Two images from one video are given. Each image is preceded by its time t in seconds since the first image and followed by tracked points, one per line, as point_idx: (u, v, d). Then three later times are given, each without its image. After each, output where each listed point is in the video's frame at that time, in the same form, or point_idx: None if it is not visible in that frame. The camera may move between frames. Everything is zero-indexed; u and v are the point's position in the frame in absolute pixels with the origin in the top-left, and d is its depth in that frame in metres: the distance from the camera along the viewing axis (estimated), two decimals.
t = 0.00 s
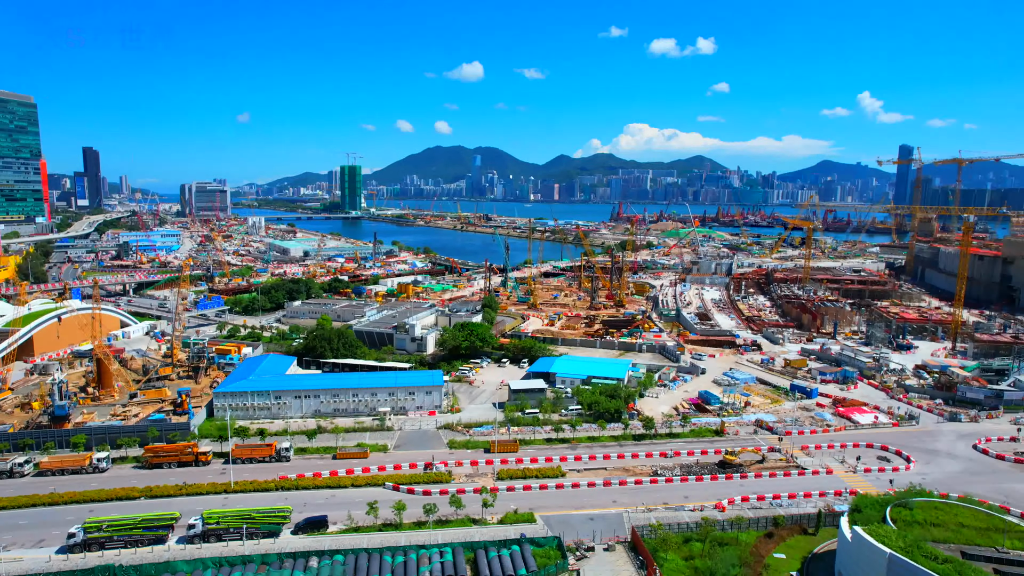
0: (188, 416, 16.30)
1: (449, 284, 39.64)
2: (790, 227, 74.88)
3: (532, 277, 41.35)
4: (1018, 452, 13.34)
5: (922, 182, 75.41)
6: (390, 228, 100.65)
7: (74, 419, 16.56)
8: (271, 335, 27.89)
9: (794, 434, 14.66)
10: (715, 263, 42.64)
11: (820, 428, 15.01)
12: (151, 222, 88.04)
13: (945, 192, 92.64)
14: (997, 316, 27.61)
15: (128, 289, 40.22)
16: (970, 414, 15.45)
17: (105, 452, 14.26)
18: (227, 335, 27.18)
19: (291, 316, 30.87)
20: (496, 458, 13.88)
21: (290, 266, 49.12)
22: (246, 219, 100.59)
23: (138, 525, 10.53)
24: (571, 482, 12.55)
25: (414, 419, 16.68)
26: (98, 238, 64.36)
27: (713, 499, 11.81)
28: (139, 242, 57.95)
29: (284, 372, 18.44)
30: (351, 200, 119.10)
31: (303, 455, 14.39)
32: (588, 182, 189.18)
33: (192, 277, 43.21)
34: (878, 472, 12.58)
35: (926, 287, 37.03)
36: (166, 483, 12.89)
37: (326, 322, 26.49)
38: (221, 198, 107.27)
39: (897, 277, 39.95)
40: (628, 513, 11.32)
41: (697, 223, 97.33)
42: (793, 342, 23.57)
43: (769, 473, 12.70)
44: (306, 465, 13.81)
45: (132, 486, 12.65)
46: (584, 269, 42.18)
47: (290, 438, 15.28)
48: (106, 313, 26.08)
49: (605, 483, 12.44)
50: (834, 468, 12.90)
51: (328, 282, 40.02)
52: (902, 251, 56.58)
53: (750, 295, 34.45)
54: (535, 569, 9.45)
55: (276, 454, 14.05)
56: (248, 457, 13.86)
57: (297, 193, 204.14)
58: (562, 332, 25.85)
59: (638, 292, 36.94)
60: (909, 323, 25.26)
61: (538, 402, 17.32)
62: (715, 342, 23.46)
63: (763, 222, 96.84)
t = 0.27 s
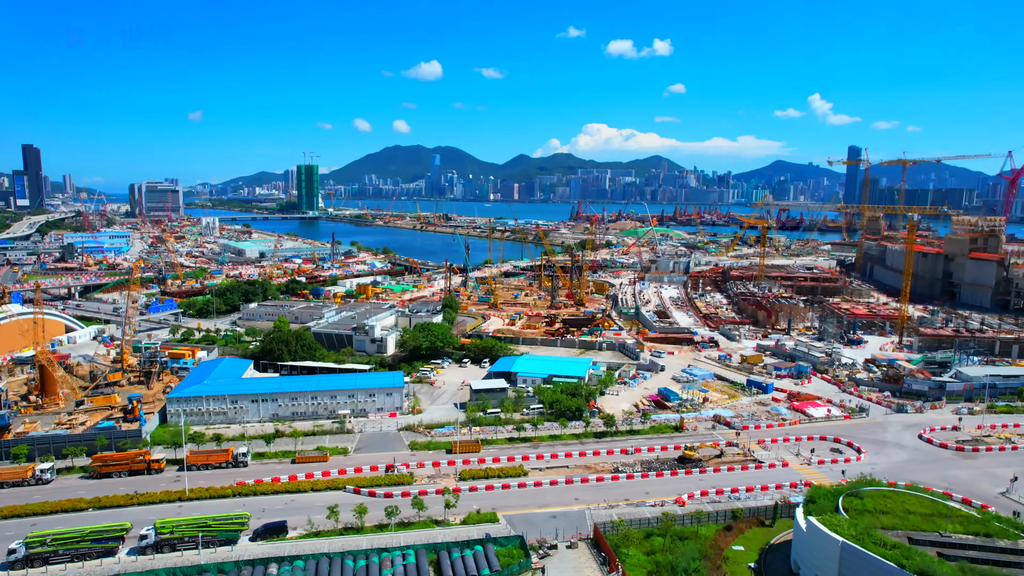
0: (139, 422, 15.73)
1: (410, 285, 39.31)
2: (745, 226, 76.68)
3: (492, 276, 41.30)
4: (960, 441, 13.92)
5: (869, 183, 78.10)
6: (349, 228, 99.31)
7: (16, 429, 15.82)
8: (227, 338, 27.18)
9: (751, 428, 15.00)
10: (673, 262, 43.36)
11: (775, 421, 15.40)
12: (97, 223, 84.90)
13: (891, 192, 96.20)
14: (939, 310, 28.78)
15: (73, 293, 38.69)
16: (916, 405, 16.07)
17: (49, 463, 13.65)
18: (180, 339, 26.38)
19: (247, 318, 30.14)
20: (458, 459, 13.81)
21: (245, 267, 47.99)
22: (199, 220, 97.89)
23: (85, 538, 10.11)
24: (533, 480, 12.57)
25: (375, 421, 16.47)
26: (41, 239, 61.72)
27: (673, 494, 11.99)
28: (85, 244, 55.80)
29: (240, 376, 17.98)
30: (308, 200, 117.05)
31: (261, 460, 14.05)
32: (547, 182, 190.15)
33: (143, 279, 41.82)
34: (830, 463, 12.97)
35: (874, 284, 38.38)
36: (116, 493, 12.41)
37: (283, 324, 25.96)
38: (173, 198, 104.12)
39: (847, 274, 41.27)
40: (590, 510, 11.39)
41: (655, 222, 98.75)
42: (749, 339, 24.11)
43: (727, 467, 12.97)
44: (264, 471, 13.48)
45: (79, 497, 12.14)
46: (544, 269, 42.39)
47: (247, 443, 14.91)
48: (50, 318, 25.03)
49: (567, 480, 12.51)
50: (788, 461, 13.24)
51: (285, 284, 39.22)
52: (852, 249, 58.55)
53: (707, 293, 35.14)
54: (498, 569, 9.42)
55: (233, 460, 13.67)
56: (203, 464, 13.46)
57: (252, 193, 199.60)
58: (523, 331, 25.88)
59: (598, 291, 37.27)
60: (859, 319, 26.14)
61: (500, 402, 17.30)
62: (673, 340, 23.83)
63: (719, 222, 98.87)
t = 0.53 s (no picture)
0: (87, 431, 15.09)
1: (369, 286, 38.81)
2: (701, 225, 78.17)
3: (452, 276, 41.09)
4: (907, 432, 14.46)
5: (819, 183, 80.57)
6: (306, 228, 97.56)
7: None
8: (179, 341, 26.35)
9: (709, 423, 15.29)
10: (632, 261, 43.89)
11: (733, 417, 15.72)
12: (39, 224, 81.27)
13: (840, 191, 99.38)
14: (886, 306, 29.89)
15: (14, 297, 36.95)
16: (865, 398, 16.62)
17: None
18: (130, 344, 25.46)
19: (201, 321, 29.27)
20: (420, 460, 13.68)
21: (198, 269, 46.64)
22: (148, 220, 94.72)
23: (28, 553, 9.63)
24: (495, 480, 12.55)
25: (334, 424, 16.20)
26: None
27: (634, 490, 12.13)
28: (25, 246, 53.35)
29: (194, 380, 17.44)
30: (264, 200, 114.49)
31: (217, 466, 13.65)
32: (507, 182, 190.36)
33: (89, 282, 40.22)
34: (785, 456, 13.31)
35: (825, 281, 39.56)
36: (62, 505, 11.88)
37: (239, 327, 25.32)
38: (120, 198, 100.50)
39: (799, 272, 42.47)
40: (552, 509, 11.44)
41: (614, 221, 99.83)
42: (706, 336, 24.58)
43: (686, 462, 13.18)
44: (220, 477, 13.10)
45: (22, 511, 11.58)
46: (504, 268, 42.41)
47: (202, 449, 14.47)
48: None
49: (529, 480, 12.52)
50: (746, 455, 13.54)
51: (240, 285, 38.25)
52: (803, 247, 60.26)
53: (666, 291, 35.68)
54: (461, 570, 9.36)
55: (187, 467, 13.25)
56: (155, 472, 13.00)
57: (205, 192, 194.26)
58: (484, 331, 25.82)
59: (558, 291, 37.46)
60: (811, 315, 26.89)
61: (461, 402, 17.22)
62: (632, 338, 24.12)
63: (676, 220, 100.57)
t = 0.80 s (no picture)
0: (30, 441, 14.41)
1: (327, 287, 38.19)
2: (659, 225, 79.39)
3: (412, 276, 40.75)
4: (857, 424, 14.95)
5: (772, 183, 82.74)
6: (262, 228, 95.47)
7: None
8: (129, 346, 25.44)
9: (668, 420, 15.53)
10: (591, 260, 44.28)
11: (691, 413, 16.00)
12: None
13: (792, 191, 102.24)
14: (837, 302, 30.87)
15: None
16: (818, 392, 17.13)
17: None
18: (76, 349, 24.46)
19: (153, 325, 28.31)
20: (381, 463, 13.52)
21: (148, 271, 45.13)
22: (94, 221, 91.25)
23: None
24: (457, 481, 12.49)
25: (293, 428, 15.87)
26: None
27: (596, 488, 12.22)
28: None
29: (145, 386, 16.84)
30: (218, 200, 111.54)
31: (170, 474, 13.22)
32: (467, 182, 189.90)
33: (31, 285, 38.50)
34: (742, 451, 13.61)
35: (779, 278, 40.61)
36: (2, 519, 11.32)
37: (192, 330, 24.58)
38: (64, 198, 96.52)
39: (754, 270, 43.50)
40: (515, 508, 11.44)
41: (573, 221, 100.54)
42: (664, 333, 24.95)
43: (647, 459, 13.36)
44: (173, 485, 12.69)
45: None
46: (465, 268, 42.29)
47: (155, 457, 13.99)
48: None
49: (491, 479, 12.50)
50: (704, 450, 13.79)
51: (194, 287, 37.16)
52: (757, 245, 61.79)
53: (625, 290, 36.10)
54: (424, 572, 9.28)
55: (139, 475, 12.80)
56: (104, 481, 12.51)
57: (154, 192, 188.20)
58: (444, 331, 25.67)
59: (519, 290, 37.51)
60: (766, 312, 27.57)
61: (422, 403, 17.08)
62: (593, 336, 24.32)
63: (635, 220, 101.86)
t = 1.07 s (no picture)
0: None
1: (284, 288, 37.42)
2: (618, 223, 80.31)
3: (371, 277, 40.26)
4: (811, 417, 15.39)
5: (727, 183, 84.60)
6: (215, 229, 93.00)
7: None
8: (75, 351, 24.43)
9: (628, 417, 15.70)
10: (551, 259, 44.50)
11: (651, 409, 16.23)
12: None
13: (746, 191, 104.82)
14: (790, 299, 31.74)
15: None
16: (774, 387, 17.58)
17: None
18: (17, 356, 23.35)
19: (100, 329, 27.25)
20: (341, 466, 13.30)
21: (95, 273, 43.44)
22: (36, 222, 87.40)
23: None
24: (419, 482, 12.38)
25: (250, 432, 15.48)
26: None
27: (558, 486, 12.28)
28: None
29: (92, 393, 16.19)
30: (169, 200, 108.19)
31: (120, 483, 12.73)
32: (426, 181, 188.68)
33: None
34: (701, 446, 13.86)
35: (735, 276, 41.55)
36: None
37: (142, 334, 23.75)
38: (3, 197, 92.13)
39: (710, 268, 44.40)
40: (477, 508, 11.40)
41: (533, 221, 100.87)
42: (624, 331, 25.24)
43: (608, 456, 13.48)
44: (123, 494, 12.23)
45: None
46: (424, 269, 41.99)
47: (103, 466, 13.46)
48: None
49: (454, 480, 12.43)
50: (664, 446, 14.00)
51: (143, 290, 35.94)
52: (713, 243, 63.11)
53: (585, 289, 36.40)
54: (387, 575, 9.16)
55: (86, 486, 12.29)
56: (48, 493, 11.97)
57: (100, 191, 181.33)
58: (404, 332, 25.44)
59: (479, 290, 37.44)
60: (723, 309, 28.17)
61: (382, 405, 16.88)
62: (553, 335, 24.43)
63: (594, 219, 102.82)
